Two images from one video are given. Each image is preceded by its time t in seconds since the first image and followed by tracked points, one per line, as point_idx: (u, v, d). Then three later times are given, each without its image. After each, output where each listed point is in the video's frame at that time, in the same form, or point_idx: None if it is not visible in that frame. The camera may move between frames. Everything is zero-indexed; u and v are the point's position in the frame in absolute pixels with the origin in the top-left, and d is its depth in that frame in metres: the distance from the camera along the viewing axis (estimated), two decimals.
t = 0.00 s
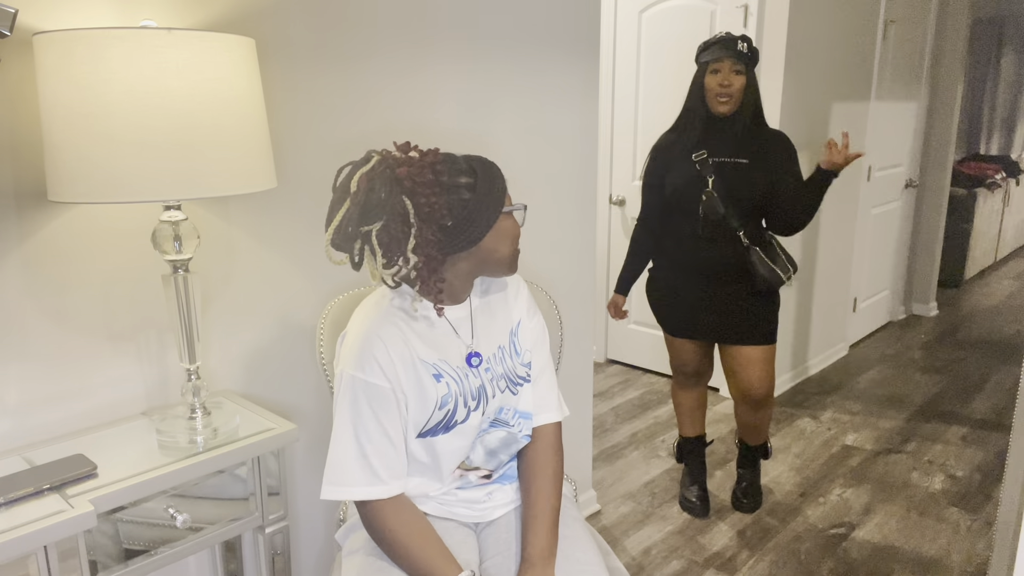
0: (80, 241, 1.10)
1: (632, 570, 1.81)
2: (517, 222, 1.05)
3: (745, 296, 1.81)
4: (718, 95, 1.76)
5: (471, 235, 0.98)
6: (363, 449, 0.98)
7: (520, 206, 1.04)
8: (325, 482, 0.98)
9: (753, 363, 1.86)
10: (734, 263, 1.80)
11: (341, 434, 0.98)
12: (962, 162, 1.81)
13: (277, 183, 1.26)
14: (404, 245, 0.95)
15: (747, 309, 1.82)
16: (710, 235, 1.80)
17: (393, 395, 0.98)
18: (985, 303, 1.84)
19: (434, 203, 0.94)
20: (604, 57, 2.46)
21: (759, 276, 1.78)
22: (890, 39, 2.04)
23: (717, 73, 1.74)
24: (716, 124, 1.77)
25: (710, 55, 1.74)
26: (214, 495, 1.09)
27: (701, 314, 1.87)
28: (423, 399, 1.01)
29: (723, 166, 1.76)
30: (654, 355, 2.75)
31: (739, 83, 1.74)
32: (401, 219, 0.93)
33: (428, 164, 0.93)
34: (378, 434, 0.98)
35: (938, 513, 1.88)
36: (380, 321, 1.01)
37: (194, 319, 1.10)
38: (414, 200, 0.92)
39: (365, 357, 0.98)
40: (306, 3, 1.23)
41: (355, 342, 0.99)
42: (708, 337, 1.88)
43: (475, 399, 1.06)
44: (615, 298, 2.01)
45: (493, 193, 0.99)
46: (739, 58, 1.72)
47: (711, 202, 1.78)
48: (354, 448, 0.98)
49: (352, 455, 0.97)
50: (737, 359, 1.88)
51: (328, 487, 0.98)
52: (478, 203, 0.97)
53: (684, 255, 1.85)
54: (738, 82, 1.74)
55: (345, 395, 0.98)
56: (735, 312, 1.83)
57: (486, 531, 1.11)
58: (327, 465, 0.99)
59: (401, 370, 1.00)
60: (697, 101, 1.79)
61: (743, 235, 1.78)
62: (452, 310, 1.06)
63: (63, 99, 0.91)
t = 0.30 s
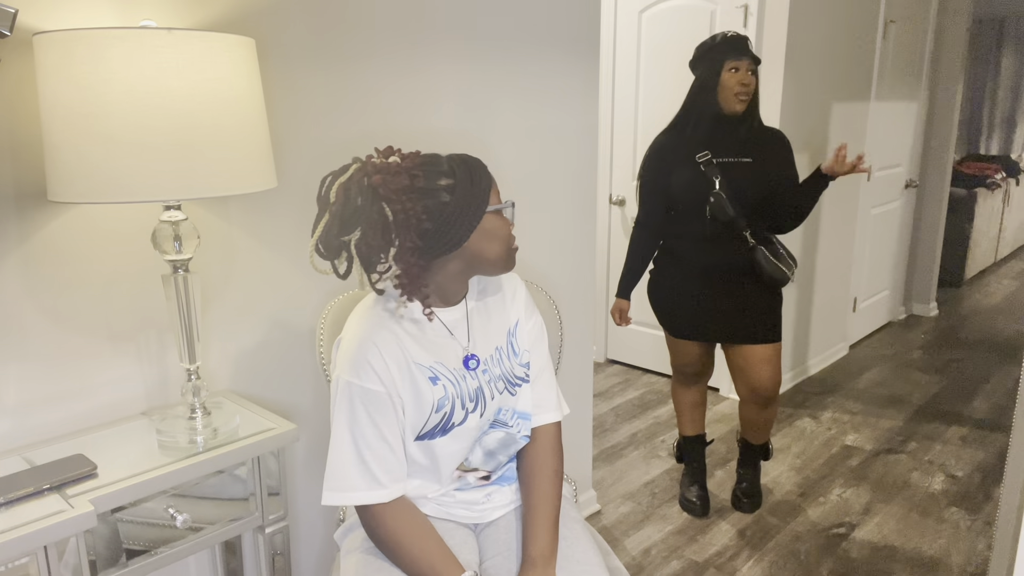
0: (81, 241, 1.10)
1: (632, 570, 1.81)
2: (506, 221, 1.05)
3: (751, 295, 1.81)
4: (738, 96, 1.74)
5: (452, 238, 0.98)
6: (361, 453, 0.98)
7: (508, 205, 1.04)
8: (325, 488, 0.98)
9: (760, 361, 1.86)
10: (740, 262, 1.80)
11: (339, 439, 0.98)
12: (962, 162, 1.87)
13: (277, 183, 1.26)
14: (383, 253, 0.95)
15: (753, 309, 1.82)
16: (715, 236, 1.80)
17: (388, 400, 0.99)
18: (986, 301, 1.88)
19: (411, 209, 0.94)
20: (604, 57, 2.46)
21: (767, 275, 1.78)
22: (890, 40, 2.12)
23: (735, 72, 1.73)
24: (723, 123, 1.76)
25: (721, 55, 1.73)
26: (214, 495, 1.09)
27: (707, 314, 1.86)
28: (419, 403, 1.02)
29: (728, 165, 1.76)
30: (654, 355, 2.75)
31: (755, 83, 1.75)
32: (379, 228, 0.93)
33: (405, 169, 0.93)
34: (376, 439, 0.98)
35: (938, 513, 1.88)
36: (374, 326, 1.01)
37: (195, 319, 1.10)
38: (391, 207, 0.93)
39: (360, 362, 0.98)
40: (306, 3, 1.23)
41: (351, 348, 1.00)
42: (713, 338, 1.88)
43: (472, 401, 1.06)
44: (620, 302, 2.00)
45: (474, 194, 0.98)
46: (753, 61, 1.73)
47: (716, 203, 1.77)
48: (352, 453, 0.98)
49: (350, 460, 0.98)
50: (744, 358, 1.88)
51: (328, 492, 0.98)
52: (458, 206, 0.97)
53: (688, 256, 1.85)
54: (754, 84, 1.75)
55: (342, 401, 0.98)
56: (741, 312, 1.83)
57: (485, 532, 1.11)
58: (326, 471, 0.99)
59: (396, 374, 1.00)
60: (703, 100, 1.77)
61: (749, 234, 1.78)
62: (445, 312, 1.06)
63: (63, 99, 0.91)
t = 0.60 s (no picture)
0: (81, 241, 1.10)
1: (632, 570, 1.81)
2: (492, 221, 1.02)
3: (754, 295, 1.83)
4: (738, 98, 1.75)
5: (430, 241, 0.98)
6: (358, 454, 0.98)
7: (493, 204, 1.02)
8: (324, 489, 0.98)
9: (764, 363, 1.88)
10: (745, 263, 1.81)
11: (336, 441, 0.98)
12: (963, 162, 1.83)
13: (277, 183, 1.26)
14: (361, 258, 0.97)
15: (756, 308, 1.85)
16: (719, 237, 1.79)
17: (383, 399, 0.99)
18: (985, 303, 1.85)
19: (382, 216, 0.94)
20: (604, 57, 2.46)
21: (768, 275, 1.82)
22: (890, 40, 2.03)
23: (737, 74, 1.74)
24: (727, 124, 1.76)
25: (724, 56, 1.74)
26: (214, 495, 1.09)
27: (710, 315, 1.87)
28: (415, 401, 1.02)
29: (730, 166, 1.75)
30: (654, 355, 2.75)
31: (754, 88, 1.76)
32: (353, 235, 0.95)
33: (375, 175, 0.92)
34: (373, 439, 0.98)
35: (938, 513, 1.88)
36: (367, 327, 1.01)
37: (194, 319, 1.10)
38: (363, 214, 0.93)
39: (355, 362, 0.99)
40: (305, 2, 1.23)
41: (346, 348, 1.00)
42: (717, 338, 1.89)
43: (470, 398, 1.06)
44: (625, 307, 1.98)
45: (450, 195, 0.97)
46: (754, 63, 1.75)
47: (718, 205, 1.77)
48: (349, 454, 0.98)
49: (348, 461, 0.98)
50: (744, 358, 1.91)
51: (327, 494, 0.98)
52: (432, 209, 0.96)
53: (690, 257, 1.84)
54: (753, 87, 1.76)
55: (337, 403, 0.99)
56: (744, 311, 1.84)
57: (486, 531, 1.11)
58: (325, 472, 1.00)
59: (390, 374, 1.00)
60: (706, 101, 1.77)
61: (752, 235, 1.79)
62: (439, 310, 1.06)
63: (63, 99, 0.91)
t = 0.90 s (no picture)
0: (81, 240, 1.10)
1: (632, 570, 1.81)
2: (462, 224, 1.04)
3: (753, 297, 1.83)
4: (738, 99, 1.76)
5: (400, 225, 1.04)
6: (359, 454, 0.98)
7: (469, 210, 1.05)
8: (325, 488, 0.98)
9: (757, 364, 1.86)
10: (743, 265, 1.82)
11: (337, 441, 0.98)
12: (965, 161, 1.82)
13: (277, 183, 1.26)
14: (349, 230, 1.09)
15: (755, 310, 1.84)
16: (716, 238, 1.80)
17: (384, 400, 0.99)
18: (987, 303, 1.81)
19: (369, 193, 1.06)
20: (604, 56, 2.46)
21: (764, 276, 1.82)
22: (889, 43, 2.20)
23: (735, 76, 1.75)
24: (724, 123, 1.76)
25: (722, 57, 1.74)
26: (215, 495, 1.09)
27: (706, 317, 1.87)
28: (418, 402, 1.02)
29: (726, 168, 1.76)
30: (654, 355, 2.75)
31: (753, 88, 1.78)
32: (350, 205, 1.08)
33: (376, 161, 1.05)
34: (374, 440, 0.98)
35: (938, 513, 1.86)
36: (371, 327, 1.01)
37: (194, 319, 1.10)
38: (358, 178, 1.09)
39: (357, 363, 0.98)
40: (305, 2, 1.23)
41: (348, 348, 1.00)
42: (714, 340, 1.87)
43: (474, 399, 1.06)
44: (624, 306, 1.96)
45: (426, 185, 1.03)
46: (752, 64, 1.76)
47: (715, 205, 1.78)
48: (350, 454, 0.98)
49: (349, 461, 0.98)
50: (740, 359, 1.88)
51: (328, 493, 0.98)
52: (409, 195, 1.03)
53: (688, 258, 1.85)
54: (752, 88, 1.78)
55: (339, 403, 0.98)
56: (744, 312, 1.84)
57: (486, 532, 1.11)
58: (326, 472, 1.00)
59: (391, 375, 1.00)
60: (705, 102, 1.78)
61: (749, 236, 1.80)
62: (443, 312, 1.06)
63: (62, 100, 0.91)
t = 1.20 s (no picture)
0: (81, 240, 1.10)
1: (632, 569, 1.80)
2: (463, 220, 1.04)
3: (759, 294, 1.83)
4: (736, 99, 1.77)
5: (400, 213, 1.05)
6: (356, 453, 0.98)
7: (471, 209, 1.04)
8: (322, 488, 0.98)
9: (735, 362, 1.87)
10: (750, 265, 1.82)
11: (334, 441, 0.98)
12: (962, 161, 1.80)
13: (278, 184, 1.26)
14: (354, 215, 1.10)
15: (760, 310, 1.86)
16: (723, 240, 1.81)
17: (381, 398, 0.99)
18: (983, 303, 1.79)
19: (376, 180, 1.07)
20: (603, 57, 2.46)
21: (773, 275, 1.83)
22: (891, 41, 1.93)
23: (734, 75, 1.76)
24: (724, 124, 1.77)
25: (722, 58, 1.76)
26: (215, 495, 1.09)
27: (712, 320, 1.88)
28: (414, 401, 1.02)
29: (730, 169, 1.77)
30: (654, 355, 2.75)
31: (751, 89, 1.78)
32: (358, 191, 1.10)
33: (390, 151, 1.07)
34: (372, 439, 0.98)
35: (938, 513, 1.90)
36: (366, 327, 1.02)
37: (194, 319, 1.10)
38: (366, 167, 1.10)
39: (354, 362, 0.99)
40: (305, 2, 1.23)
41: (344, 347, 1.00)
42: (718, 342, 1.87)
43: (470, 398, 1.06)
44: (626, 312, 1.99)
45: (431, 177, 1.03)
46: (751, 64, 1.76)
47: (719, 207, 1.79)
48: (348, 454, 0.98)
49: (347, 461, 0.98)
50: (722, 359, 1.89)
51: (326, 494, 0.98)
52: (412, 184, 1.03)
53: (693, 261, 1.85)
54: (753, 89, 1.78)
55: (336, 403, 0.99)
56: (750, 311, 1.85)
57: (485, 532, 1.11)
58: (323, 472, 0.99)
59: (388, 373, 1.00)
60: (705, 102, 1.78)
61: (755, 236, 1.81)
62: (440, 311, 1.07)
63: (62, 100, 0.91)
